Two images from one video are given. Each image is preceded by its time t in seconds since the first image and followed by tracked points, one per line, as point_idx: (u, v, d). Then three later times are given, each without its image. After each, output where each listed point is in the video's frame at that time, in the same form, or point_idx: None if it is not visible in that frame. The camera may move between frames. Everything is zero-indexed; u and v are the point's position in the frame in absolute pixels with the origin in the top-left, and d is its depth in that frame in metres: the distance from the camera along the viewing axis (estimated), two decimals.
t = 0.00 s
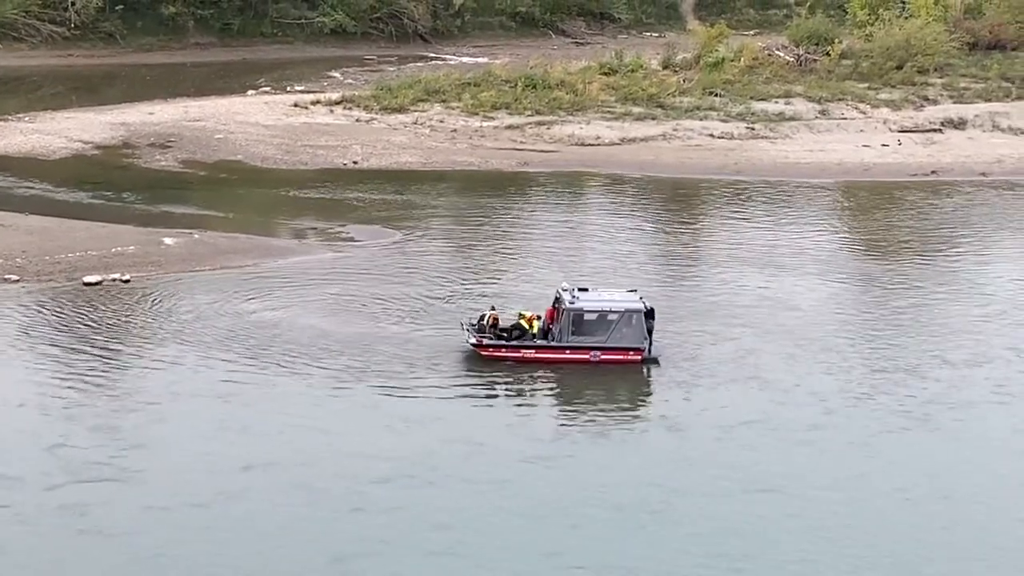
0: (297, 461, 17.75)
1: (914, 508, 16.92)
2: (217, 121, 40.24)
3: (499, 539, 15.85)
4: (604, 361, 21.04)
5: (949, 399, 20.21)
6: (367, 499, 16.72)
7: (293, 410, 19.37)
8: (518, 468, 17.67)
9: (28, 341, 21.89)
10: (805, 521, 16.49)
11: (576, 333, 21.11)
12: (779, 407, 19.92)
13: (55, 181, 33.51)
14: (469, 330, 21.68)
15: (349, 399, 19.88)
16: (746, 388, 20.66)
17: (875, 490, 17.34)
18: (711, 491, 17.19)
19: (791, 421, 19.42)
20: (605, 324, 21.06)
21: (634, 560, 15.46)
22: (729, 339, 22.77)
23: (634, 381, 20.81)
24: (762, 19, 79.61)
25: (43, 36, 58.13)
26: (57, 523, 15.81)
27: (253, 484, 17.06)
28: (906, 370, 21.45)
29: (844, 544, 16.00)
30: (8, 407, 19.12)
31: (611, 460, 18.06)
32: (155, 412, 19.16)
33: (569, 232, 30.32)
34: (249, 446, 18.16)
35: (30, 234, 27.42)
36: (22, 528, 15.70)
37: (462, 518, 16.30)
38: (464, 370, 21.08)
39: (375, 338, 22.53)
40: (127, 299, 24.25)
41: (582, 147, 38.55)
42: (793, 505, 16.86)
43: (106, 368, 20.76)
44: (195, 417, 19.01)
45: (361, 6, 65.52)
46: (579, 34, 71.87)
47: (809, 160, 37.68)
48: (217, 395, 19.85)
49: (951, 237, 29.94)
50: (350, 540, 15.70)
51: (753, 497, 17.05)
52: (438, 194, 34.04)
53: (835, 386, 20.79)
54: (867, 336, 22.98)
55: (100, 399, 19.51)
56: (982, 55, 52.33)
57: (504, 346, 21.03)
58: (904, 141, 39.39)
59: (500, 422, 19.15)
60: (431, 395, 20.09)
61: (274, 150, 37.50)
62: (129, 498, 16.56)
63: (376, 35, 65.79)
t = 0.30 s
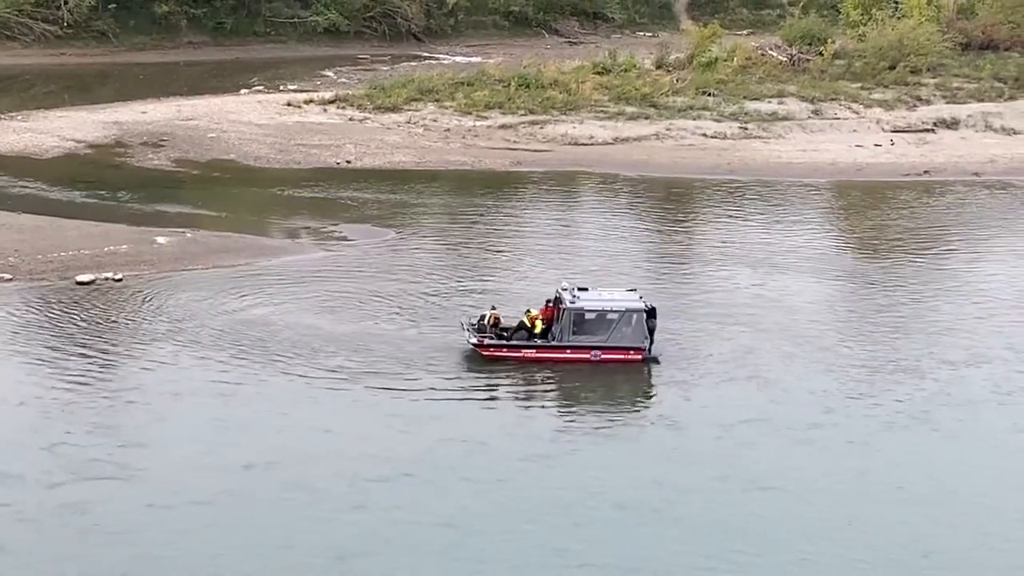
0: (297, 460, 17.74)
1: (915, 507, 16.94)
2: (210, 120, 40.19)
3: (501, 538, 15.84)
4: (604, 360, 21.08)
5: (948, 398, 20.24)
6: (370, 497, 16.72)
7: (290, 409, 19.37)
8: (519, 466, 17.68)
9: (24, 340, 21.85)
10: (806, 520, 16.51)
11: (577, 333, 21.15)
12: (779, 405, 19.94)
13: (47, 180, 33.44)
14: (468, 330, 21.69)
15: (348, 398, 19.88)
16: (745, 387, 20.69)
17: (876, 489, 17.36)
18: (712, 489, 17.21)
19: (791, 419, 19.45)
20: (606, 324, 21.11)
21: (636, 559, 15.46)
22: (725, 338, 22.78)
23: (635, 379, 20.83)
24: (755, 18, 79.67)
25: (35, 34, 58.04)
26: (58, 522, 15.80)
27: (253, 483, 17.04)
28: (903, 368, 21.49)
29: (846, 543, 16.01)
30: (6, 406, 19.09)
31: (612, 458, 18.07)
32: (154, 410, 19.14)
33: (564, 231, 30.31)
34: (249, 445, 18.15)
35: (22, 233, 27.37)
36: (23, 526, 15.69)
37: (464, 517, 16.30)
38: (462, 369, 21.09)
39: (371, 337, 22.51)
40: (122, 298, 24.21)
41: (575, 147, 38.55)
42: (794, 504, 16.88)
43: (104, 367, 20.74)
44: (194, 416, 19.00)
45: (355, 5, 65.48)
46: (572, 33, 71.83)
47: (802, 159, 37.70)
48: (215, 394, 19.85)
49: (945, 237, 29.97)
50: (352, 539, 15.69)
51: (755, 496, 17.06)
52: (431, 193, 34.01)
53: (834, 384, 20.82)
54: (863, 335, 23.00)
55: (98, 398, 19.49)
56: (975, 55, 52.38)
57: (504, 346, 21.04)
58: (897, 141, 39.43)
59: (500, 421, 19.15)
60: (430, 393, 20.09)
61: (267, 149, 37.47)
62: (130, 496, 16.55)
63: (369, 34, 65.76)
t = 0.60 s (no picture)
0: (297, 457, 17.73)
1: (915, 505, 16.95)
2: (203, 118, 40.11)
3: (502, 535, 15.85)
4: (604, 358, 21.06)
5: (946, 396, 20.26)
6: (371, 495, 16.71)
7: (289, 406, 19.35)
8: (520, 463, 17.68)
9: (19, 337, 21.80)
10: (807, 517, 16.53)
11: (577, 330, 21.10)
12: (778, 403, 19.95)
13: (39, 178, 33.36)
14: (468, 328, 21.61)
15: (346, 395, 19.86)
16: (744, 384, 20.69)
17: (877, 486, 17.37)
18: (713, 487, 17.21)
19: (791, 416, 19.46)
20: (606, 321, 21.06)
21: (638, 556, 15.48)
22: (722, 336, 22.78)
23: (636, 377, 20.81)
24: (748, 16, 79.76)
25: (28, 33, 57.90)
26: (59, 520, 15.77)
27: (253, 480, 17.02)
28: (900, 365, 21.50)
29: (847, 540, 16.04)
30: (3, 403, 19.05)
31: (613, 455, 18.08)
32: (152, 408, 19.12)
33: (558, 229, 30.30)
34: (249, 442, 18.13)
35: (15, 231, 27.30)
36: (24, 523, 15.66)
37: (466, 514, 16.31)
38: (460, 367, 21.06)
39: (366, 335, 22.48)
40: (115, 296, 24.17)
41: (568, 145, 38.54)
42: (796, 501, 16.88)
43: (101, 365, 20.71)
44: (192, 414, 18.98)
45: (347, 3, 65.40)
46: (565, 32, 71.79)
47: (794, 158, 37.74)
48: (214, 391, 19.83)
49: (939, 235, 29.99)
50: (354, 536, 15.69)
51: (755, 493, 17.08)
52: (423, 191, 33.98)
53: (831, 381, 20.83)
54: (860, 333, 23.01)
55: (95, 395, 19.46)
56: (967, 53, 52.41)
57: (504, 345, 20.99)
58: (889, 139, 39.47)
59: (499, 418, 19.14)
60: (428, 391, 20.08)
61: (260, 147, 37.41)
62: (131, 493, 16.53)
63: (362, 32, 65.71)
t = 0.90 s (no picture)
0: (296, 454, 17.74)
1: (914, 501, 17.00)
2: (195, 115, 40.05)
3: (503, 531, 15.88)
4: (604, 355, 21.06)
5: (943, 393, 20.30)
6: (371, 492, 16.73)
7: (287, 403, 19.37)
8: (519, 460, 17.70)
9: (14, 335, 21.76)
10: (806, 513, 16.57)
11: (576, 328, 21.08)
12: (776, 399, 19.98)
13: (31, 175, 33.29)
14: (467, 325, 21.56)
15: (344, 392, 19.87)
16: (741, 381, 20.72)
17: (875, 482, 17.41)
18: (713, 483, 17.24)
19: (789, 413, 19.49)
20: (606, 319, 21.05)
21: (639, 553, 15.50)
22: (718, 333, 22.81)
23: (635, 375, 20.81)
24: (740, 14, 79.86)
25: (20, 30, 57.81)
26: (59, 517, 15.77)
27: (253, 477, 17.02)
28: (897, 362, 21.54)
29: (848, 537, 16.06)
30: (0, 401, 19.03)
31: (612, 451, 18.10)
32: (150, 405, 19.11)
33: (552, 227, 30.30)
34: (247, 438, 18.15)
35: (7, 228, 27.25)
36: (25, 520, 15.66)
37: (464, 510, 16.33)
38: (458, 364, 21.06)
39: (362, 332, 22.47)
40: (108, 293, 24.14)
41: (560, 143, 38.54)
42: (795, 497, 16.92)
43: (97, 362, 20.69)
44: (190, 411, 18.98)
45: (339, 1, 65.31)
46: (558, 29, 71.72)
47: (786, 155, 37.77)
48: (212, 388, 19.84)
49: (933, 232, 30.02)
50: (355, 533, 15.70)
51: (756, 489, 17.10)
52: (416, 189, 33.96)
53: (829, 378, 20.87)
54: (856, 330, 23.04)
55: (92, 393, 19.44)
56: (960, 51, 52.46)
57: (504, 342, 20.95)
58: (881, 137, 39.53)
59: (498, 415, 19.16)
60: (426, 388, 20.08)
61: (252, 144, 37.38)
62: (131, 490, 16.54)
63: (354, 29, 65.69)
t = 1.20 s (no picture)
0: (294, 449, 17.71)
1: (912, 496, 17.01)
2: (185, 111, 39.94)
3: (503, 527, 15.87)
4: (602, 351, 21.03)
5: (940, 389, 20.33)
6: (370, 488, 16.71)
7: (282, 399, 19.34)
8: (518, 456, 17.68)
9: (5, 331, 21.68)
10: (805, 508, 16.59)
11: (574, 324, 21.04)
12: (773, 395, 20.00)
13: (20, 172, 33.16)
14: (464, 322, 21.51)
15: (339, 388, 19.84)
16: (738, 376, 20.73)
17: (873, 478, 17.43)
18: (711, 478, 17.24)
19: (786, 408, 19.51)
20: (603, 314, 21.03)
21: (640, 548, 15.49)
22: (712, 329, 22.81)
23: (633, 370, 20.80)
24: (730, 10, 79.96)
25: (9, 26, 57.60)
26: (58, 513, 15.72)
27: (252, 472, 16.99)
28: (892, 357, 21.56)
29: (849, 532, 16.07)
30: None
31: (610, 447, 18.10)
32: (145, 401, 19.07)
33: (544, 223, 30.27)
34: (244, 434, 18.12)
35: None
36: (24, 515, 15.62)
37: (464, 505, 16.32)
38: (453, 361, 21.03)
39: (355, 328, 22.43)
40: (98, 289, 24.05)
41: (551, 139, 38.51)
42: (793, 492, 16.93)
43: (90, 358, 20.63)
44: (186, 407, 18.95)
45: None
46: (548, 25, 71.64)
47: (777, 152, 37.81)
48: (207, 384, 19.79)
49: (924, 228, 30.07)
50: (355, 528, 15.68)
51: (755, 484, 17.11)
52: (406, 185, 33.91)
53: (825, 373, 20.89)
54: (850, 325, 23.06)
55: (86, 389, 19.38)
56: (949, 47, 52.52)
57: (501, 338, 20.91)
58: (871, 133, 39.58)
59: (495, 411, 19.14)
60: (422, 384, 20.05)
61: (242, 140, 37.29)
62: (130, 486, 16.50)
63: (344, 25, 65.61)
